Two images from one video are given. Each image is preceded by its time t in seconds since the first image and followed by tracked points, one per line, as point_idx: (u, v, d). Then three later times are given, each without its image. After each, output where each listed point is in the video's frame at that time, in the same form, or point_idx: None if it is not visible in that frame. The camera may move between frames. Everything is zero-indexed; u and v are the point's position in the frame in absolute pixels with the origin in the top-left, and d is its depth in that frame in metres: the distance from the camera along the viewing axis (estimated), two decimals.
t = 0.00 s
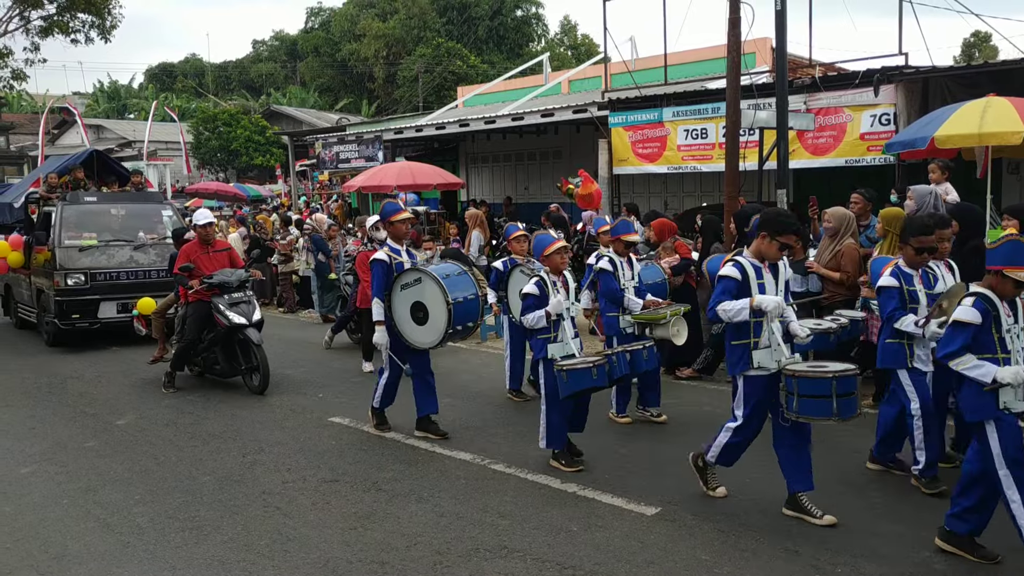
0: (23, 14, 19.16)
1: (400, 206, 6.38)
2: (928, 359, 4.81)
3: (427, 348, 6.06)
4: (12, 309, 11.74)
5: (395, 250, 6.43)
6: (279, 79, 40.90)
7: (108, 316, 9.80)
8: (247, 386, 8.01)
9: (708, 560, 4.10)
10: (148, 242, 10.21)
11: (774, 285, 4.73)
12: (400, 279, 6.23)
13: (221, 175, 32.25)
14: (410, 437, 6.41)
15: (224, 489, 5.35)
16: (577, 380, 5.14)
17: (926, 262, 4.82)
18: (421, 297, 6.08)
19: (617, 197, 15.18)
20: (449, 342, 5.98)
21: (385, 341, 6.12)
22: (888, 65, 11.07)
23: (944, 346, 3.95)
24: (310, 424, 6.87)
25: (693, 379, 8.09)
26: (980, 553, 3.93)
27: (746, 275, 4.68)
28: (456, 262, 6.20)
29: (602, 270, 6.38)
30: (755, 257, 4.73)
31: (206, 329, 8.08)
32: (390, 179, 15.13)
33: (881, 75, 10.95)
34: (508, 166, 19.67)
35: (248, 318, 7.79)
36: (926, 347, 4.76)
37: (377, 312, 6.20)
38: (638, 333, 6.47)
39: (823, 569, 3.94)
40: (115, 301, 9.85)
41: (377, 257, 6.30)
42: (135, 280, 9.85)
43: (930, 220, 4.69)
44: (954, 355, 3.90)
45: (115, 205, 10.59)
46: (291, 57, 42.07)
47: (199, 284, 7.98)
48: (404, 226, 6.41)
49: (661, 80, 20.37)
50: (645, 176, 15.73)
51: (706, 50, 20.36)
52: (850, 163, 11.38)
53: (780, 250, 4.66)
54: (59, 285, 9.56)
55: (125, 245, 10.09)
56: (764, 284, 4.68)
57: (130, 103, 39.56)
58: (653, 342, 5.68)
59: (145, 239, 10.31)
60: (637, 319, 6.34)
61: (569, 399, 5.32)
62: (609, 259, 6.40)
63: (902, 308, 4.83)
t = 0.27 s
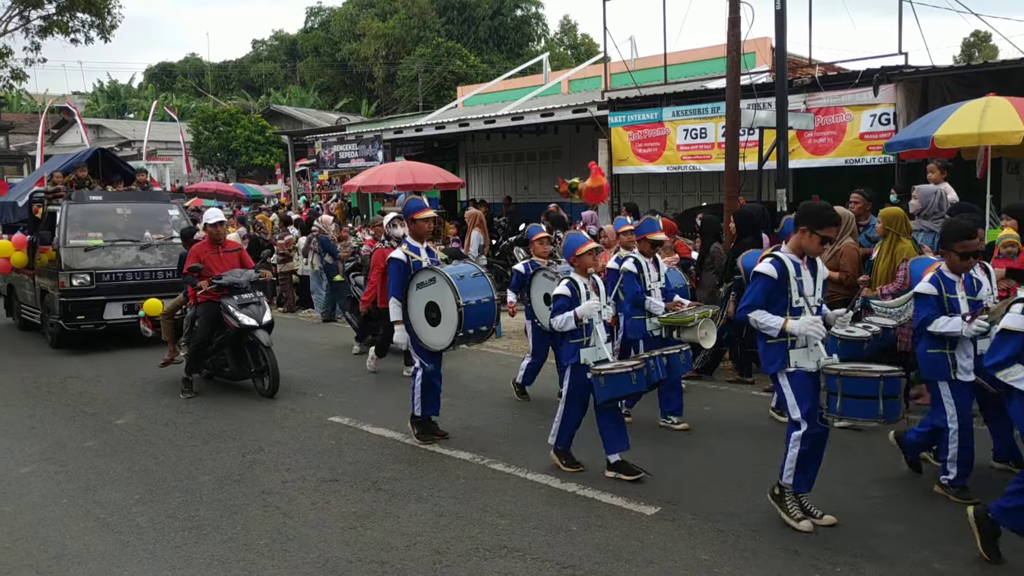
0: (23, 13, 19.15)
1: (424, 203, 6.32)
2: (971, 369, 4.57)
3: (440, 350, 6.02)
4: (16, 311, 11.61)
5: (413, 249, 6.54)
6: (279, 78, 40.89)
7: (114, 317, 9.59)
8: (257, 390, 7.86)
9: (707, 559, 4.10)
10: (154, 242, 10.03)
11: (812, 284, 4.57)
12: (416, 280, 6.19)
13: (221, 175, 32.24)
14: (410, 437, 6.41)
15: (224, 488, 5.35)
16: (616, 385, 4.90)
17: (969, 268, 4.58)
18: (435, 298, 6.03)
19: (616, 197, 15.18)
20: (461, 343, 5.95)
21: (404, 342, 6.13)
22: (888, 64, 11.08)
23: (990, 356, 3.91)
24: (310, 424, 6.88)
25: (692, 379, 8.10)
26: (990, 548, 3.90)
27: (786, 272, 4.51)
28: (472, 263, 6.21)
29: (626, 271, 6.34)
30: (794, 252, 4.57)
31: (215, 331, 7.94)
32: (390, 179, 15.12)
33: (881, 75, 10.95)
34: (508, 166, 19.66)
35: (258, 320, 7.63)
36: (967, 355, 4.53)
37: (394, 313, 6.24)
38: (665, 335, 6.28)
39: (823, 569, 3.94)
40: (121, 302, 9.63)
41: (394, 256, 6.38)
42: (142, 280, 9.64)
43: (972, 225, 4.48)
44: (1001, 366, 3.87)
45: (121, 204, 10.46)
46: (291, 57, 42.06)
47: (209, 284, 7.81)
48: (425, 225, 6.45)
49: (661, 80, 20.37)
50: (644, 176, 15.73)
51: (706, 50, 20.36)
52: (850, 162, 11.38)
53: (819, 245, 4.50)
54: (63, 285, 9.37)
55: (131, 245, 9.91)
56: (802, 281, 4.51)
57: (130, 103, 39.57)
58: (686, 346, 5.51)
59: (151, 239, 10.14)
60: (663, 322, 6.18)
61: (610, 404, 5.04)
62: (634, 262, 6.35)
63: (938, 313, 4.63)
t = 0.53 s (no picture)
0: (22, 13, 19.15)
1: (436, 205, 6.20)
2: (1009, 372, 4.49)
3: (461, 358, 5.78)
4: (19, 312, 11.52)
5: (428, 253, 6.26)
6: (279, 78, 40.91)
7: (120, 318, 9.50)
8: (268, 393, 7.65)
9: (707, 558, 4.10)
10: (161, 242, 9.93)
11: (843, 286, 4.41)
12: (433, 284, 5.94)
13: (221, 174, 32.26)
14: (411, 436, 6.42)
15: (223, 488, 5.35)
16: (651, 385, 4.68)
17: (1014, 266, 4.57)
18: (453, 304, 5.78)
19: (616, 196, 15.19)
20: (483, 352, 5.69)
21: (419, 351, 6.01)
22: (888, 64, 11.08)
23: None
24: (309, 423, 6.88)
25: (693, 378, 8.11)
26: None
27: (816, 276, 4.36)
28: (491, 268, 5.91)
29: (648, 273, 5.98)
30: (824, 255, 4.42)
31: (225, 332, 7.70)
32: (390, 178, 15.12)
33: (880, 74, 10.94)
34: (508, 165, 19.66)
35: (269, 322, 7.39)
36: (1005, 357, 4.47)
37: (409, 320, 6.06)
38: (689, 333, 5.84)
39: (823, 568, 3.95)
40: (128, 303, 9.54)
41: (408, 262, 6.12)
42: (148, 281, 9.54)
43: None
44: None
45: (126, 203, 10.38)
46: (291, 57, 42.07)
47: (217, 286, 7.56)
48: (439, 227, 6.25)
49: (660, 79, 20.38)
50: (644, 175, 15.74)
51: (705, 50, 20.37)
52: (850, 162, 11.38)
53: (849, 247, 4.36)
54: (69, 286, 9.30)
55: (137, 245, 9.81)
56: (833, 285, 4.37)
57: (130, 103, 39.61)
58: (730, 348, 5.23)
59: (157, 239, 10.05)
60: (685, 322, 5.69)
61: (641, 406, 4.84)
62: (656, 261, 6.07)
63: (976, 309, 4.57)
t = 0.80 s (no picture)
0: (21, 13, 19.17)
1: (453, 202, 5.94)
2: None
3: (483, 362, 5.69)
4: (22, 313, 11.40)
5: (447, 251, 6.04)
6: (278, 78, 40.92)
7: (126, 320, 9.38)
8: (281, 397, 7.46)
9: (706, 558, 4.10)
10: (167, 242, 9.83)
11: (882, 287, 4.20)
12: (454, 287, 5.81)
13: (221, 174, 32.29)
14: (411, 435, 6.42)
15: (223, 487, 5.36)
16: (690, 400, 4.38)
17: None
18: (477, 307, 5.67)
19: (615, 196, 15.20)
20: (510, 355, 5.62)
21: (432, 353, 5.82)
22: (887, 64, 11.08)
23: None
24: (309, 422, 6.89)
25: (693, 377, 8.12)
26: None
27: (855, 278, 4.14)
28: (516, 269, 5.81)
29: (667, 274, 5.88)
30: (860, 256, 4.19)
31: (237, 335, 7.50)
32: (389, 177, 15.10)
33: (880, 74, 10.94)
34: (507, 165, 19.66)
35: (283, 324, 7.19)
36: None
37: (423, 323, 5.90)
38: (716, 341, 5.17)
39: (822, 568, 3.95)
40: (134, 304, 9.43)
41: (426, 261, 5.94)
42: (156, 281, 9.47)
43: None
44: None
45: (131, 203, 10.31)
46: (290, 57, 42.08)
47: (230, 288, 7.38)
48: (456, 224, 5.99)
49: (660, 79, 20.40)
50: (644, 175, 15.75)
51: (705, 49, 20.38)
52: (850, 162, 11.39)
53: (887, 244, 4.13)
54: (74, 287, 9.18)
55: (143, 245, 9.71)
56: (871, 287, 4.15)
57: (130, 102, 39.66)
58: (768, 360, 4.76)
59: (164, 239, 9.95)
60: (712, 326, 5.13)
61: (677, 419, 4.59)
62: (681, 264, 5.48)
63: None
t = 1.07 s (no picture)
0: (21, 12, 19.17)
1: (478, 202, 5.76)
2: None
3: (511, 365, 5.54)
4: (26, 314, 11.34)
5: (472, 253, 5.89)
6: (278, 77, 40.91)
7: (133, 321, 9.33)
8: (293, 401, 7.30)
9: (706, 557, 4.11)
10: (174, 242, 9.75)
11: (917, 289, 4.16)
12: (483, 290, 5.73)
13: (220, 174, 32.30)
14: (412, 435, 6.42)
15: (223, 487, 5.36)
16: (730, 395, 4.33)
17: None
18: (508, 310, 5.58)
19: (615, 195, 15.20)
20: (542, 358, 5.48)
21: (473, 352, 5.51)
22: (888, 63, 11.08)
23: None
24: (309, 422, 6.89)
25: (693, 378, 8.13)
26: None
27: (893, 279, 4.08)
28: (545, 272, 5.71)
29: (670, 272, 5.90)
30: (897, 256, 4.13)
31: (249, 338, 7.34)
32: (389, 177, 15.08)
33: (880, 74, 10.94)
34: (507, 164, 19.66)
35: (295, 327, 7.03)
36: None
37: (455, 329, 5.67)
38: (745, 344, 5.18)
39: (822, 568, 3.95)
40: (141, 305, 9.37)
41: (450, 263, 5.78)
42: (163, 282, 9.40)
43: None
44: None
45: (138, 202, 10.10)
46: (290, 56, 42.06)
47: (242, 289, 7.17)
48: (480, 225, 5.87)
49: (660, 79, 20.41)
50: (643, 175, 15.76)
51: (705, 49, 20.37)
52: (850, 161, 11.39)
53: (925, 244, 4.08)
54: (81, 288, 9.12)
55: (150, 245, 9.62)
56: (908, 288, 4.09)
57: (130, 102, 39.68)
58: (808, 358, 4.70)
59: (171, 239, 9.86)
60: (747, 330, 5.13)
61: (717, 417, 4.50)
62: (716, 261, 5.38)
63: None
